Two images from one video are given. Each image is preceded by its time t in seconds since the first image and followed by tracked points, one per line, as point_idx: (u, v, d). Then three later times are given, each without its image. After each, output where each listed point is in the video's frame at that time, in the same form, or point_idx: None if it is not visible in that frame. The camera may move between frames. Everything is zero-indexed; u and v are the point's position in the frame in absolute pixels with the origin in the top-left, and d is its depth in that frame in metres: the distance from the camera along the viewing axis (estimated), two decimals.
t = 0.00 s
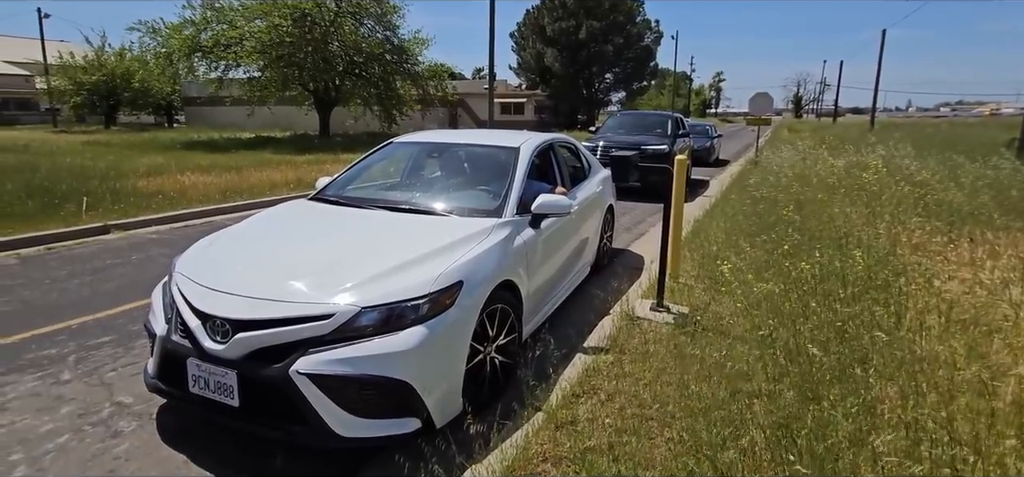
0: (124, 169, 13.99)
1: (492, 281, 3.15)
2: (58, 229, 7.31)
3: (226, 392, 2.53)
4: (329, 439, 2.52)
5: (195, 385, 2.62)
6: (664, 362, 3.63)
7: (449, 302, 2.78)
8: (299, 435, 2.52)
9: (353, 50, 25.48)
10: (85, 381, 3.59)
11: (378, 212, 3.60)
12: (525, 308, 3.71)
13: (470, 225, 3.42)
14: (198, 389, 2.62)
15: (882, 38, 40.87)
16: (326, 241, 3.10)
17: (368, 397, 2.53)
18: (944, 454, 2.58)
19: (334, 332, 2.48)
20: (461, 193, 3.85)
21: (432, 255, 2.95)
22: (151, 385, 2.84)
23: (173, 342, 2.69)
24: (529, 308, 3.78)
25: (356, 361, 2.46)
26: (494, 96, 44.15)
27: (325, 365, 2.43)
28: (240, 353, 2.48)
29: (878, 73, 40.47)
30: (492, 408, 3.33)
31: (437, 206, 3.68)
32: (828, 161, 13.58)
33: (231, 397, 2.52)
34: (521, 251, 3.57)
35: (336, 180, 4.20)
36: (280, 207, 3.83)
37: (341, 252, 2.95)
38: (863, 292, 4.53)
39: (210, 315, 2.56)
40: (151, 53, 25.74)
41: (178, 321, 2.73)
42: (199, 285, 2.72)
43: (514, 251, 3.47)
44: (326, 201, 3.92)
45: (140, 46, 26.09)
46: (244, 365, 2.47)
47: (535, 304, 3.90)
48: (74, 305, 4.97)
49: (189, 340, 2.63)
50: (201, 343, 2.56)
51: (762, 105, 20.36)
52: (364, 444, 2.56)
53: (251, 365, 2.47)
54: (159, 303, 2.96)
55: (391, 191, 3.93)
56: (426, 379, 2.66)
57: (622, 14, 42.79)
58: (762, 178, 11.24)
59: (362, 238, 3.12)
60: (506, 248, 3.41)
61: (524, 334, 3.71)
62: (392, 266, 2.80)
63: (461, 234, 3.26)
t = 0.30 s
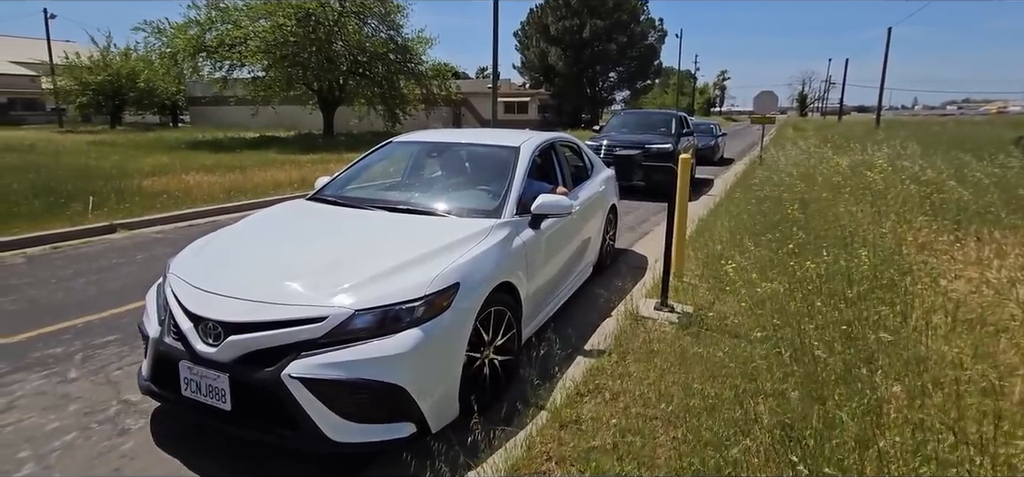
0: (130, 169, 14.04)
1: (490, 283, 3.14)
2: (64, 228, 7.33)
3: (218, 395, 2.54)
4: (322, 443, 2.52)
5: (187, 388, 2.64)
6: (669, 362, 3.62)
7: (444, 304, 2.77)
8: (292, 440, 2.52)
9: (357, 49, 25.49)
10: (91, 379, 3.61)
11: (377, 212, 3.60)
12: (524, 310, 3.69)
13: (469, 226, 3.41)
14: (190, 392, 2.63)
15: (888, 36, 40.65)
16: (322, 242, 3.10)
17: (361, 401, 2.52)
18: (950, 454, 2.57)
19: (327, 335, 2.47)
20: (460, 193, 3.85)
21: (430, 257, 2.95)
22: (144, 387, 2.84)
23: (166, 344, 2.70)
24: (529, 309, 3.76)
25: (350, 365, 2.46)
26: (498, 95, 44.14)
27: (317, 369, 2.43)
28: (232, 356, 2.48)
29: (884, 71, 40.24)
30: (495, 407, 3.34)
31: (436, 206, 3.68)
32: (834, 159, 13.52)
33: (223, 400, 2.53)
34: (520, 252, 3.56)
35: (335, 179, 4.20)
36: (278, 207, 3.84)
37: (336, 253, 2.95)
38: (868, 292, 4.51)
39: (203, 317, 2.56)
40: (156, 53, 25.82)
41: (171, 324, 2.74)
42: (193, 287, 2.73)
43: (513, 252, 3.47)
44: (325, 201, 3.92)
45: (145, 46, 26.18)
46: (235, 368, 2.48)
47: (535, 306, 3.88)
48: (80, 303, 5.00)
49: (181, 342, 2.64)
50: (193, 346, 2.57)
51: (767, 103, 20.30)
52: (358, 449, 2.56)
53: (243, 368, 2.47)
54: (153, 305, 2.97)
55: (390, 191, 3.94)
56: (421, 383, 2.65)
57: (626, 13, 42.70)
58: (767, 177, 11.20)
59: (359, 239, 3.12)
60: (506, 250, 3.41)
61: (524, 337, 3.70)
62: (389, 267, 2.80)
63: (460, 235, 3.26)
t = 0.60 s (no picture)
0: (137, 167, 14.08)
1: (481, 287, 3.10)
2: (71, 226, 7.37)
3: (198, 402, 2.53)
4: (304, 452, 2.50)
5: (168, 393, 2.63)
6: (674, 361, 3.61)
7: (433, 308, 2.74)
8: (272, 447, 2.51)
9: (362, 48, 25.53)
10: (100, 375, 3.63)
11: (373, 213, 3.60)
12: (521, 313, 3.66)
13: (464, 227, 3.39)
14: (171, 397, 2.63)
15: (894, 34, 40.40)
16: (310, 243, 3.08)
17: (343, 409, 2.50)
18: (958, 453, 2.56)
19: (309, 341, 2.46)
20: (458, 192, 3.85)
21: (421, 259, 2.93)
22: (128, 392, 2.83)
23: (148, 348, 2.70)
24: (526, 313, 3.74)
25: (334, 371, 2.45)
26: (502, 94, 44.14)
27: (298, 376, 2.41)
28: (212, 361, 2.48)
29: (891, 69, 39.98)
30: (500, 405, 3.37)
31: (433, 206, 3.68)
32: (840, 158, 13.46)
33: (203, 407, 2.52)
34: (514, 254, 3.53)
35: (330, 178, 4.21)
36: (273, 207, 3.85)
37: (323, 255, 2.93)
38: (875, 291, 4.50)
39: (184, 321, 2.57)
40: (162, 52, 25.93)
41: (153, 328, 2.75)
42: (177, 291, 2.73)
43: (507, 254, 3.45)
44: (319, 201, 3.93)
45: (152, 45, 26.29)
46: (215, 374, 2.47)
47: (533, 308, 3.86)
48: (88, 301, 5.03)
49: (162, 346, 2.64)
50: (174, 350, 2.57)
51: (773, 102, 20.25)
52: (341, 458, 2.54)
53: (222, 374, 2.46)
54: (137, 308, 2.97)
55: (384, 192, 3.94)
56: (406, 391, 2.62)
57: (631, 11, 42.62)
58: (773, 175, 11.18)
59: (351, 240, 3.11)
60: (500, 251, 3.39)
61: (520, 341, 3.67)
62: (378, 269, 2.78)
63: (454, 236, 3.24)
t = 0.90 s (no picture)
0: (146, 166, 14.16)
1: (466, 295, 2.94)
2: (81, 224, 7.42)
3: (161, 415, 2.40)
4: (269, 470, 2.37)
5: (132, 405, 2.51)
6: (679, 360, 3.61)
7: (411, 318, 2.58)
8: (235, 465, 2.38)
9: (368, 47, 25.55)
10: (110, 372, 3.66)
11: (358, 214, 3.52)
12: (512, 321, 3.53)
13: (452, 230, 3.27)
14: (135, 410, 2.50)
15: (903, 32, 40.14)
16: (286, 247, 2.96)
17: (312, 426, 2.35)
18: (968, 455, 2.55)
19: (278, 353, 2.32)
20: (449, 193, 3.78)
21: (402, 264, 2.79)
22: (97, 403, 2.71)
23: (114, 357, 2.58)
24: (517, 320, 3.61)
25: (301, 386, 2.30)
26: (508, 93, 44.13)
27: (264, 390, 2.28)
28: (176, 373, 2.35)
29: (900, 67, 39.67)
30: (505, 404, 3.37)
31: (422, 207, 3.61)
32: (848, 158, 13.39)
33: (166, 421, 2.40)
34: (504, 259, 3.39)
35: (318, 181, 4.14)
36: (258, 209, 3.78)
37: (299, 259, 2.81)
38: (883, 291, 4.47)
39: (147, 330, 2.44)
40: (171, 52, 26.07)
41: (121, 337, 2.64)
42: (146, 297, 2.61)
43: (497, 259, 3.31)
44: (305, 203, 3.86)
45: (160, 45, 26.43)
46: (178, 386, 2.34)
47: (525, 316, 3.73)
48: (98, 298, 5.06)
49: (128, 356, 2.52)
50: (138, 361, 2.45)
51: (780, 101, 20.19)
52: None
53: (186, 386, 2.33)
54: (108, 314, 2.85)
55: (371, 194, 3.86)
56: (379, 407, 2.46)
57: (638, 10, 42.51)
58: (780, 175, 11.13)
59: (333, 243, 3.00)
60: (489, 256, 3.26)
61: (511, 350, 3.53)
62: (357, 274, 2.65)
63: (441, 240, 3.11)
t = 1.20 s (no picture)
0: (158, 166, 14.27)
1: (444, 308, 2.73)
2: (95, 223, 7.48)
3: (108, 436, 2.24)
4: None
5: (81, 424, 2.35)
6: (689, 361, 3.60)
7: (378, 334, 2.37)
8: None
9: (378, 48, 25.61)
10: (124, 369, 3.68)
11: (338, 218, 3.34)
12: (499, 334, 3.31)
13: (435, 237, 3.06)
14: (84, 429, 2.34)
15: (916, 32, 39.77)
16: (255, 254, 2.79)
17: (265, 454, 2.15)
18: (982, 462, 2.52)
19: (232, 371, 2.14)
20: (436, 197, 3.59)
21: (374, 273, 2.59)
22: (53, 419, 2.56)
23: (65, 371, 2.42)
24: (506, 333, 3.40)
25: (254, 409, 2.11)
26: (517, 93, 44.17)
27: (213, 412, 2.10)
28: (124, 391, 2.19)
29: (914, 67, 39.25)
30: (513, 406, 3.37)
31: (406, 211, 3.41)
32: (860, 159, 13.31)
33: (113, 443, 2.23)
34: (491, 268, 3.17)
35: (302, 184, 3.97)
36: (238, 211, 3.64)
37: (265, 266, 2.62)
38: (896, 293, 4.44)
39: (98, 344, 2.29)
40: (183, 52, 26.28)
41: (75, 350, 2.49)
42: (102, 308, 2.47)
43: (483, 268, 3.09)
44: (288, 206, 3.68)
45: (173, 46, 26.64)
46: (125, 406, 2.18)
47: (514, 328, 3.51)
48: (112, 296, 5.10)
49: (78, 371, 2.36)
50: (88, 376, 2.30)
51: (791, 101, 20.11)
52: None
53: (134, 406, 2.17)
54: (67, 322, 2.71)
55: (356, 198, 3.67)
56: (340, 432, 2.25)
57: (647, 10, 42.41)
58: (791, 176, 11.07)
59: (305, 249, 2.82)
60: (473, 264, 3.04)
61: (497, 366, 3.31)
62: (324, 284, 2.47)
63: (421, 247, 2.91)
